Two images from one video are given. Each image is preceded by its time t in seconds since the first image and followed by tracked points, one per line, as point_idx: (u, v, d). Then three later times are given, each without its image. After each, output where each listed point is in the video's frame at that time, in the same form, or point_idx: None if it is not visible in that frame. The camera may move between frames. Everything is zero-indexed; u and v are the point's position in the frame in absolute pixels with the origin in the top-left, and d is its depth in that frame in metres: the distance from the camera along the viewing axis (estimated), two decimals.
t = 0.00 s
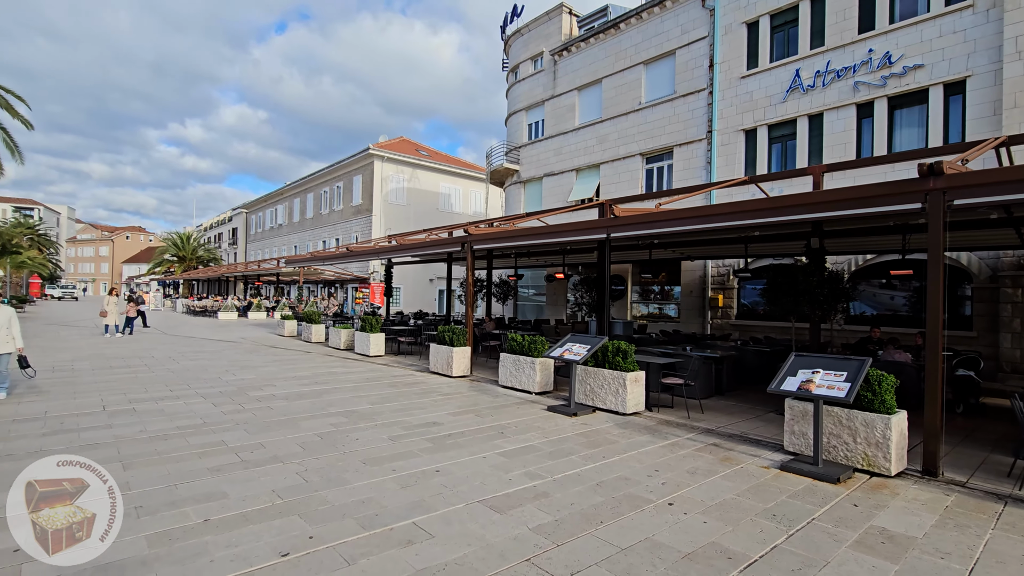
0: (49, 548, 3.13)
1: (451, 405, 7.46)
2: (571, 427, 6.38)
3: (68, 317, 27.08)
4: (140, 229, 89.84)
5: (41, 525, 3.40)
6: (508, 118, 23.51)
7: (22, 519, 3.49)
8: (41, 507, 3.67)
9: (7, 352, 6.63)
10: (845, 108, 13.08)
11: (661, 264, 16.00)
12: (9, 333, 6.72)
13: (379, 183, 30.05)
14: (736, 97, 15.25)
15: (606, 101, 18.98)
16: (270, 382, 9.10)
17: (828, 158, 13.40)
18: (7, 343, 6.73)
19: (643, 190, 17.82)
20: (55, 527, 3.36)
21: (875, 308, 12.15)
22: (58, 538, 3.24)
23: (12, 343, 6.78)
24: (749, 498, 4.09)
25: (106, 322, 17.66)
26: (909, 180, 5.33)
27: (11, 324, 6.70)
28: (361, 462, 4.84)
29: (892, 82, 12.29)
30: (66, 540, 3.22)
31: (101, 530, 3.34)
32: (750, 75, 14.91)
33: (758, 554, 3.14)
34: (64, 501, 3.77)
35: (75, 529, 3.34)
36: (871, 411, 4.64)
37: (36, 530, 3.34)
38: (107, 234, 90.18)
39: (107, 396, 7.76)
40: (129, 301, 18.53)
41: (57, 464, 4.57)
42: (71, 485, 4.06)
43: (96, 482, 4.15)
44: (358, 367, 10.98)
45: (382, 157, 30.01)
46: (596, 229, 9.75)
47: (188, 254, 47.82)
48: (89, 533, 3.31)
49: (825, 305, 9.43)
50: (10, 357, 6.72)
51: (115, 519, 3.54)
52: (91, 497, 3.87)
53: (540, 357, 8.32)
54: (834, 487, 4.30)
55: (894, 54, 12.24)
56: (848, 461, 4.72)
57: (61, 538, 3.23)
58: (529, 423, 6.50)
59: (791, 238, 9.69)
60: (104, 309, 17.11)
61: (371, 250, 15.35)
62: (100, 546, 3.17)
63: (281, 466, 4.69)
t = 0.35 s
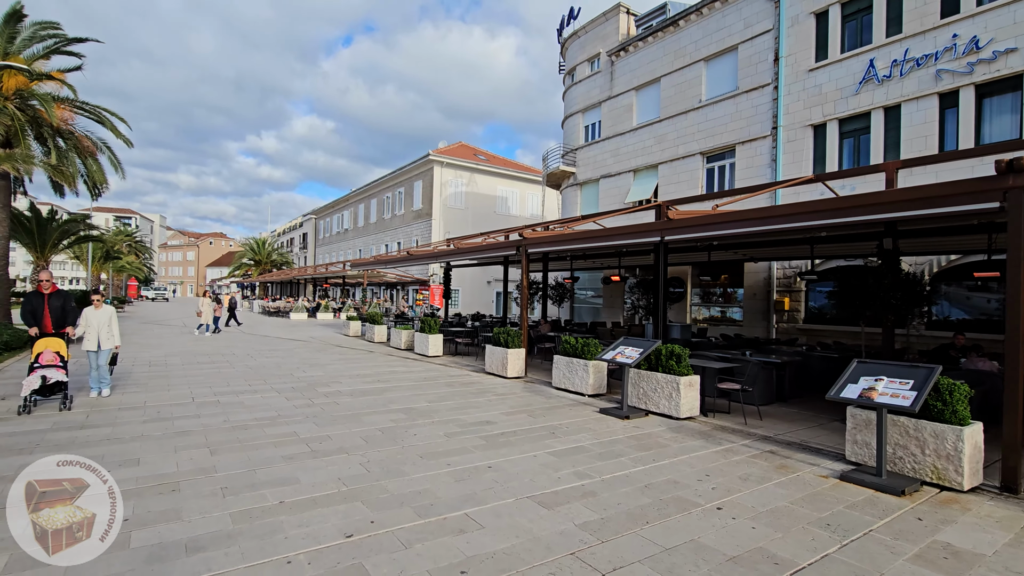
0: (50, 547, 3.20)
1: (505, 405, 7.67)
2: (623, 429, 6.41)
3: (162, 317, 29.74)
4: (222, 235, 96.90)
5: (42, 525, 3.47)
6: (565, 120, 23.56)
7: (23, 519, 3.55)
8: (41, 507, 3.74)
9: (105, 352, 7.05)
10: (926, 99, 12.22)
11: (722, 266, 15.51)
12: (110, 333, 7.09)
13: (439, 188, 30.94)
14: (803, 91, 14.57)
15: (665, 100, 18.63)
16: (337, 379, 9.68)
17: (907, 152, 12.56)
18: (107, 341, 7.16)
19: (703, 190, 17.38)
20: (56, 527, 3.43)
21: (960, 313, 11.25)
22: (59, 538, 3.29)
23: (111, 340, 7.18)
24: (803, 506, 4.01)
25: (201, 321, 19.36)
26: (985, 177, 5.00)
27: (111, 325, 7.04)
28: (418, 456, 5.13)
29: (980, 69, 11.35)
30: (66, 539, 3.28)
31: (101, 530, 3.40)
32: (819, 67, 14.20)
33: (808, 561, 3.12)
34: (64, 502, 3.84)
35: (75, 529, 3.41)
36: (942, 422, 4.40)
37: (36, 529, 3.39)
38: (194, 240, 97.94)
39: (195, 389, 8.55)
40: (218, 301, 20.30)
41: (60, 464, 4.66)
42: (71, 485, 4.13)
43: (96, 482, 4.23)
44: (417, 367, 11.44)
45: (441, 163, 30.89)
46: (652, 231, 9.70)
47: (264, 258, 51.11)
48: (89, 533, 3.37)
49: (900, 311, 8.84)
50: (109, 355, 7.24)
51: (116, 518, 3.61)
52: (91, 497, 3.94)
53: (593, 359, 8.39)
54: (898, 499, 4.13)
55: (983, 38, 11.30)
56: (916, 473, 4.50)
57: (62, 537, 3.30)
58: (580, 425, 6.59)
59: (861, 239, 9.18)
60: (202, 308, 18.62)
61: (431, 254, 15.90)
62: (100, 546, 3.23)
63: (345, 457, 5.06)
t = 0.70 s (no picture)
0: (50, 548, 3.16)
1: (545, 404, 7.77)
2: (662, 430, 6.36)
3: (230, 317, 31.76)
4: (283, 240, 101.97)
5: (39, 523, 3.43)
6: (612, 120, 23.38)
7: (21, 518, 3.50)
8: (40, 504, 3.70)
9: (177, 352, 7.55)
10: (1000, 85, 11.38)
11: (776, 266, 14.93)
12: (181, 335, 7.58)
13: (486, 191, 31.39)
14: (864, 82, 13.85)
15: (715, 96, 18.15)
16: (385, 377, 10.08)
17: (980, 143, 11.74)
18: (179, 343, 7.67)
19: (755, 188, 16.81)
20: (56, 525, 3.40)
21: None
22: (58, 538, 3.26)
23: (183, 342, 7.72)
24: (843, 510, 3.92)
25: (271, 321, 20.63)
26: None
27: (181, 328, 7.56)
28: (457, 449, 5.33)
29: None
30: (66, 539, 3.25)
31: (101, 530, 3.38)
32: (880, 57, 13.47)
33: (839, 562, 3.11)
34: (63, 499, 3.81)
35: (75, 530, 3.38)
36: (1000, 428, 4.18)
37: (35, 529, 3.34)
38: (258, 244, 103.59)
39: (256, 384, 9.16)
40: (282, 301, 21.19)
41: (66, 461, 4.65)
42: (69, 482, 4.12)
43: (96, 482, 4.18)
44: (462, 366, 11.72)
45: (488, 166, 31.37)
46: (698, 231, 9.53)
47: (321, 262, 53.49)
48: (89, 533, 3.34)
49: (969, 313, 8.26)
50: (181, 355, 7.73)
51: (116, 518, 3.58)
52: (90, 496, 3.89)
53: (634, 360, 8.32)
54: (949, 507, 3.96)
55: None
56: (971, 481, 4.29)
57: (62, 538, 3.26)
58: (619, 424, 6.58)
59: (923, 237, 8.68)
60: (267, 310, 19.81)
61: (477, 256, 16.21)
62: (100, 546, 3.20)
63: (389, 448, 5.34)
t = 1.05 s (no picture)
0: (50, 548, 3.16)
1: (579, 404, 7.87)
2: (695, 431, 6.34)
3: (280, 318, 33.32)
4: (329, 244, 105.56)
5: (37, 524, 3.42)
6: (651, 120, 23.14)
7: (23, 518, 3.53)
8: (39, 506, 3.69)
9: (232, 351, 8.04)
10: None
11: (823, 267, 14.44)
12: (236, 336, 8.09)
13: (525, 194, 31.62)
14: (916, 74, 13.21)
15: (758, 93, 17.72)
16: (424, 376, 10.41)
17: None
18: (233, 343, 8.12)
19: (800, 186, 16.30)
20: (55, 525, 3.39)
21: None
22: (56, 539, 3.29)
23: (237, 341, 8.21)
24: (875, 513, 3.88)
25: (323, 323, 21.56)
26: None
27: (235, 328, 8.07)
28: (491, 446, 5.52)
29: None
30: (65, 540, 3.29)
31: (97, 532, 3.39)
32: (934, 47, 12.81)
33: (864, 563, 3.12)
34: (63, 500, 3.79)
35: (75, 529, 3.36)
36: None
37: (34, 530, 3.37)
38: (306, 248, 107.61)
39: (303, 381, 9.66)
40: (335, 305, 22.50)
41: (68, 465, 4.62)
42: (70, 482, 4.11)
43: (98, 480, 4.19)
44: (499, 366, 11.94)
45: (526, 169, 31.62)
46: (736, 232, 9.43)
47: (365, 264, 55.24)
48: (87, 534, 3.37)
49: None
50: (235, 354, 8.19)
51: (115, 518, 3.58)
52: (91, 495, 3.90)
53: (669, 362, 8.28)
54: (990, 515, 3.86)
55: None
56: (1016, 489, 4.15)
57: (62, 537, 3.25)
58: (651, 425, 6.59)
59: (978, 235, 8.29)
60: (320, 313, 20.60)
61: (514, 258, 16.47)
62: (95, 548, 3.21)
63: (426, 443, 5.60)
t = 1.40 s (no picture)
0: (50, 548, 3.19)
1: (606, 404, 7.97)
2: (723, 431, 6.36)
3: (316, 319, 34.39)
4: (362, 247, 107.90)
5: (39, 524, 3.43)
6: (682, 120, 22.91)
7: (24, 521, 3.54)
8: (41, 507, 3.70)
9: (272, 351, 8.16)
10: None
11: (860, 267, 14.08)
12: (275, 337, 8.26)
13: (555, 196, 31.74)
14: (960, 68, 12.77)
15: (792, 91, 17.35)
16: (455, 375, 10.68)
17: None
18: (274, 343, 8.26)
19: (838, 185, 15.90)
20: (56, 526, 3.40)
21: None
22: (59, 538, 3.29)
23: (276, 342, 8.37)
24: (902, 513, 3.90)
25: (362, 324, 22.35)
26: None
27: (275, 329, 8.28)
28: (520, 442, 5.70)
29: None
30: (66, 539, 3.28)
31: (101, 530, 3.39)
32: (978, 40, 12.35)
33: (886, 559, 3.17)
34: (64, 501, 3.78)
35: (76, 528, 3.38)
36: None
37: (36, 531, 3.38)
38: (340, 251, 110.26)
39: (341, 379, 10.06)
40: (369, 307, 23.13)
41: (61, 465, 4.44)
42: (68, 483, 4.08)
43: (96, 482, 4.16)
44: (528, 367, 12.13)
45: (556, 171, 31.74)
46: (767, 233, 9.36)
47: (397, 267, 56.37)
48: (89, 533, 3.36)
49: None
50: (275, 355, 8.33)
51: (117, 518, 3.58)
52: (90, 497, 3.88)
53: (698, 363, 8.28)
54: (1022, 517, 3.83)
55: None
56: None
57: (62, 537, 3.28)
58: (679, 424, 6.64)
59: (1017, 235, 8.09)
60: (357, 314, 21.26)
61: (544, 260, 16.64)
62: (99, 546, 3.23)
63: (458, 438, 5.82)
